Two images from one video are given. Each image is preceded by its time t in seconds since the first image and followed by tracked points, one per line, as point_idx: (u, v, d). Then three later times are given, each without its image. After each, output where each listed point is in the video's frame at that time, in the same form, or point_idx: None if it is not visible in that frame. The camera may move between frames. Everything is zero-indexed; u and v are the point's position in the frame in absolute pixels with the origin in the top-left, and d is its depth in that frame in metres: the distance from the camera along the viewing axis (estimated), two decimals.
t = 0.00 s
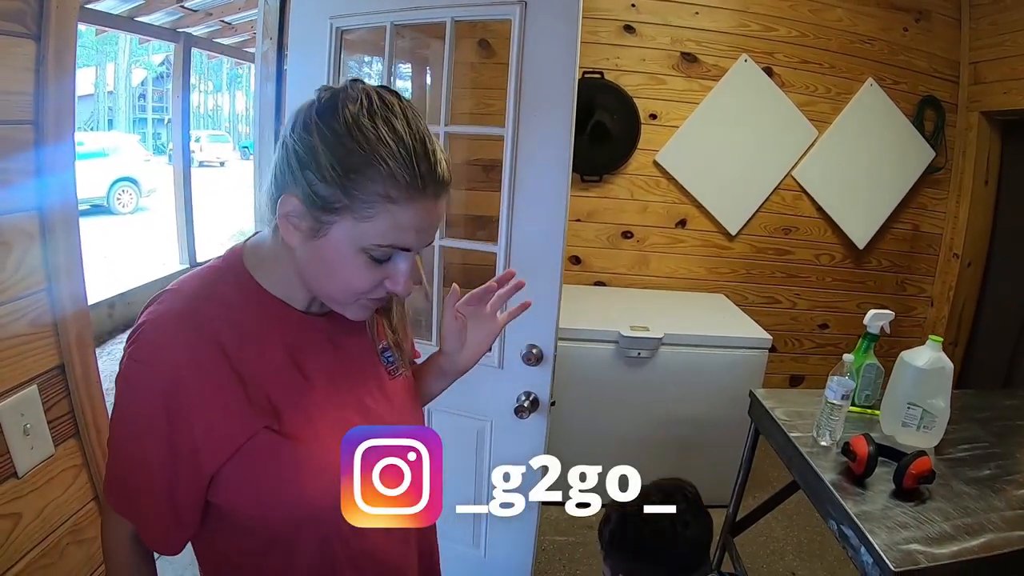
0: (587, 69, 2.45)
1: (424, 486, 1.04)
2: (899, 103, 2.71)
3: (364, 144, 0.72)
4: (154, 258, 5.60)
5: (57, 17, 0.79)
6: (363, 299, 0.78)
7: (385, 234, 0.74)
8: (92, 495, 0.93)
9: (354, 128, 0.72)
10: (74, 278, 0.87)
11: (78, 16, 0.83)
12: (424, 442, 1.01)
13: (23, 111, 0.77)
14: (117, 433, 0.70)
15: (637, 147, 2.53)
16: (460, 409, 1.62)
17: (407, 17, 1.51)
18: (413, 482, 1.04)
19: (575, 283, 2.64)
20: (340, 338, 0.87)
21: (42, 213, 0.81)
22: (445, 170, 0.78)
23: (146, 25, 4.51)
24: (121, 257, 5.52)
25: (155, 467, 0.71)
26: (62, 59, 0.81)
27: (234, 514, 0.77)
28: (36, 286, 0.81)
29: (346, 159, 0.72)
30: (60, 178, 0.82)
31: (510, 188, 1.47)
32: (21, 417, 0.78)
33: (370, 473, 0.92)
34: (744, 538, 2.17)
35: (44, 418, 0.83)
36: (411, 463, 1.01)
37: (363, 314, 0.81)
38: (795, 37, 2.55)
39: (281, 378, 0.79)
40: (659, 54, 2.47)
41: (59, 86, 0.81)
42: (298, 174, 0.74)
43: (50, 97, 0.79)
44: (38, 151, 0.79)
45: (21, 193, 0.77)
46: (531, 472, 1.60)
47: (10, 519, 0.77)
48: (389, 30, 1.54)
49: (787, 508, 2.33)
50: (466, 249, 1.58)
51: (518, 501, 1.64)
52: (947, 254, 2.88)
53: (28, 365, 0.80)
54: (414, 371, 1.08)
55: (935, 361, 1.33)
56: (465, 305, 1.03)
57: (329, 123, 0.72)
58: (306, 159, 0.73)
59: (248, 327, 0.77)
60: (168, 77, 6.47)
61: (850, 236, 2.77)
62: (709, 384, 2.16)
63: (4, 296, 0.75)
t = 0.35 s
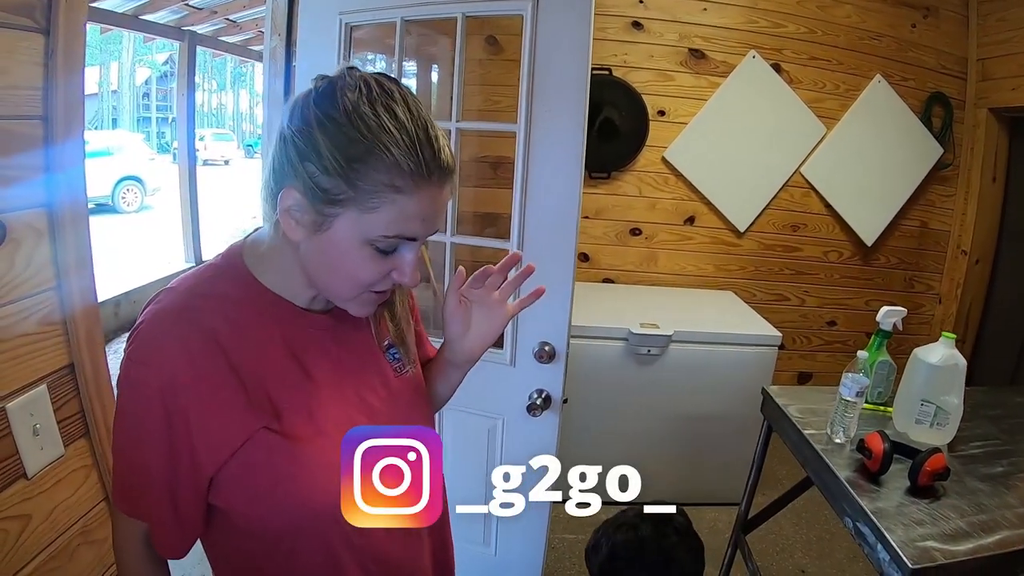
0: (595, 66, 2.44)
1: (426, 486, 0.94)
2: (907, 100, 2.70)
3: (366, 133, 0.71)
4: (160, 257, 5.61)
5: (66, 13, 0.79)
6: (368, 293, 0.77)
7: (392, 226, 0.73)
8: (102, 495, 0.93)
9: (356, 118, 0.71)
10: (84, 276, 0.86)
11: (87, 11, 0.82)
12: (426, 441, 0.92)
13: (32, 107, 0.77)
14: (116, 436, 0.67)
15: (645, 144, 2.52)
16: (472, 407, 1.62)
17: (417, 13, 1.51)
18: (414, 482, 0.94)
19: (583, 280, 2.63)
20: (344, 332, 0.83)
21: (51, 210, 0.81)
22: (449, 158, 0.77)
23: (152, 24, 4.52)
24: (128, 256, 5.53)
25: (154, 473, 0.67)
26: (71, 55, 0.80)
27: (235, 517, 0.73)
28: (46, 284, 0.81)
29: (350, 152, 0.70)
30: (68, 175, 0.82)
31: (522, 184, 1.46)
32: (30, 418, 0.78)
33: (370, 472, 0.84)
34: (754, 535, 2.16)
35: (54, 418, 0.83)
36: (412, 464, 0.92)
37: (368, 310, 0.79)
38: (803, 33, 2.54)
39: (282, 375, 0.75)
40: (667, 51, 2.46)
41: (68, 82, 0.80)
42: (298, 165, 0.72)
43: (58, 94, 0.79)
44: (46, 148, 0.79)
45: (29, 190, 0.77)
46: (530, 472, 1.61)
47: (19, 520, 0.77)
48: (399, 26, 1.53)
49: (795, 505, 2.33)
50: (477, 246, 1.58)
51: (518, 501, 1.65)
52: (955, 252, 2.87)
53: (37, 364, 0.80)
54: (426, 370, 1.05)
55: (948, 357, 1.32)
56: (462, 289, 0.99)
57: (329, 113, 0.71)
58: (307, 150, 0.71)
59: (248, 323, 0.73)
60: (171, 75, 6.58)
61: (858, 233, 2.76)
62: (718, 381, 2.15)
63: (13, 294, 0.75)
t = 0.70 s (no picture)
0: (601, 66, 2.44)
1: (426, 486, 0.91)
2: (913, 101, 2.69)
3: (331, 93, 0.70)
4: (164, 258, 5.60)
5: (74, 15, 0.79)
6: (352, 270, 0.70)
7: (358, 179, 0.68)
8: (110, 500, 0.92)
9: (323, 83, 0.71)
10: (90, 278, 0.86)
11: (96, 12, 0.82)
12: (427, 442, 0.90)
13: (40, 107, 0.76)
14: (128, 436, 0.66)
15: (652, 145, 2.52)
16: (481, 409, 1.61)
17: (425, 13, 1.50)
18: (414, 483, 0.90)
19: (589, 281, 2.62)
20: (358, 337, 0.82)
21: (59, 211, 0.80)
22: (432, 121, 0.73)
23: (156, 25, 4.52)
24: (132, 257, 5.52)
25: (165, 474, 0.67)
26: (79, 58, 0.80)
27: (244, 523, 0.72)
28: (53, 287, 0.80)
29: (319, 115, 0.69)
30: (74, 176, 0.82)
31: (532, 185, 1.46)
32: (37, 422, 0.78)
33: (371, 473, 0.81)
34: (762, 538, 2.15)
35: (61, 423, 0.82)
36: (412, 464, 0.88)
37: (360, 298, 0.72)
38: (810, 34, 2.53)
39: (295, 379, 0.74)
40: (674, 51, 2.45)
41: (75, 82, 0.80)
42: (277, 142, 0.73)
43: (65, 95, 0.79)
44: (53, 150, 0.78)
45: (38, 191, 0.77)
46: (531, 472, 1.61)
47: (26, 526, 0.76)
48: (408, 26, 1.53)
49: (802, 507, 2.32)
50: (485, 248, 1.57)
51: (518, 501, 1.66)
52: (961, 253, 2.86)
53: (45, 368, 0.80)
54: (444, 381, 1.03)
55: (959, 360, 1.32)
56: (483, 305, 0.97)
57: (300, 87, 0.72)
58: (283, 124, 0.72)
59: (260, 325, 0.72)
60: (174, 76, 6.60)
61: (865, 234, 2.75)
62: (725, 383, 2.15)
63: (20, 296, 0.75)
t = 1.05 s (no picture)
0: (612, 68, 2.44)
1: (427, 486, 0.83)
2: (922, 104, 2.69)
3: (309, 76, 0.77)
4: (171, 257, 5.62)
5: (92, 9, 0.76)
6: (336, 228, 0.73)
7: (319, 133, 0.73)
8: (124, 502, 0.87)
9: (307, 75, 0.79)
10: (105, 279, 0.82)
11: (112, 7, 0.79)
12: (432, 443, 0.83)
13: (55, 104, 0.73)
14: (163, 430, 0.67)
15: (662, 148, 2.52)
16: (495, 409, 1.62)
17: (439, 14, 1.51)
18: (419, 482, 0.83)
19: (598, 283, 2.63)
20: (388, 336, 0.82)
21: (74, 210, 0.77)
22: (395, 76, 0.77)
23: (164, 24, 4.54)
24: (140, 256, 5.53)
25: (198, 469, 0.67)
26: (96, 53, 0.77)
27: (273, 520, 0.72)
28: (68, 288, 0.76)
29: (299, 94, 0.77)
30: (90, 175, 0.78)
31: (546, 188, 1.46)
32: (52, 424, 0.73)
33: (371, 473, 0.77)
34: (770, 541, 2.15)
35: (75, 425, 0.78)
36: (412, 465, 0.81)
37: (351, 260, 0.74)
38: (819, 37, 2.53)
39: (328, 376, 0.74)
40: (683, 54, 2.46)
41: (92, 79, 0.77)
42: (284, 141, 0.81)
43: (82, 91, 0.76)
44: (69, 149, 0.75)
45: (53, 191, 0.73)
46: (531, 472, 1.63)
47: (40, 529, 0.71)
48: (422, 27, 1.54)
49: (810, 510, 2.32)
50: (498, 250, 1.58)
51: (518, 502, 1.64)
52: (969, 256, 2.86)
53: (59, 367, 0.75)
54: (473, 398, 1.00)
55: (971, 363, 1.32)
56: (522, 342, 0.96)
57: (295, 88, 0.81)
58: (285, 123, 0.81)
59: (295, 319, 0.74)
60: (181, 76, 6.64)
61: (873, 237, 2.75)
62: (734, 385, 2.15)
63: (35, 298, 0.70)
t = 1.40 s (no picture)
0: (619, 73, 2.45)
1: (427, 486, 0.82)
2: (928, 110, 2.70)
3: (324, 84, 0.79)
4: (176, 258, 5.64)
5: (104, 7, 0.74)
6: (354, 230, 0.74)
7: (337, 138, 0.74)
8: (131, 503, 0.86)
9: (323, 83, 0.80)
10: (116, 280, 0.80)
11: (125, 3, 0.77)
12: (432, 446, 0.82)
13: (67, 106, 0.71)
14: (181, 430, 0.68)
15: (668, 153, 2.53)
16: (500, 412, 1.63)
17: (449, 19, 1.52)
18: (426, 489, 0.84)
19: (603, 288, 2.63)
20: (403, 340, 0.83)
21: (85, 210, 0.75)
22: (410, 82, 0.78)
23: (171, 26, 4.55)
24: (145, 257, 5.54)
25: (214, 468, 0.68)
26: (107, 51, 0.76)
27: (288, 520, 0.72)
28: (78, 289, 0.75)
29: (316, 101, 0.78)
30: (100, 174, 0.76)
31: (554, 194, 1.47)
32: (60, 426, 0.72)
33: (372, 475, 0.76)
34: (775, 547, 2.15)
35: (84, 426, 0.77)
36: (412, 465, 0.81)
37: (370, 261, 0.75)
38: (825, 43, 2.54)
39: (344, 377, 0.75)
40: (690, 59, 2.46)
41: (103, 80, 0.75)
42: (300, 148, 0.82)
43: (93, 90, 0.74)
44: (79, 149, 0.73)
45: (63, 191, 0.72)
46: (531, 472, 1.64)
47: (47, 530, 0.71)
48: (431, 32, 1.55)
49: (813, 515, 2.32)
50: (505, 255, 1.59)
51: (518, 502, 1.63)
52: (974, 263, 2.86)
53: (69, 369, 0.74)
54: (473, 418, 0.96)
55: (975, 371, 1.32)
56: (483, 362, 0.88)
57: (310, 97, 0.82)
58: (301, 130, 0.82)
59: (312, 321, 0.75)
60: (186, 77, 6.67)
61: (878, 243, 2.75)
62: (739, 390, 2.15)
63: (45, 299, 0.69)
